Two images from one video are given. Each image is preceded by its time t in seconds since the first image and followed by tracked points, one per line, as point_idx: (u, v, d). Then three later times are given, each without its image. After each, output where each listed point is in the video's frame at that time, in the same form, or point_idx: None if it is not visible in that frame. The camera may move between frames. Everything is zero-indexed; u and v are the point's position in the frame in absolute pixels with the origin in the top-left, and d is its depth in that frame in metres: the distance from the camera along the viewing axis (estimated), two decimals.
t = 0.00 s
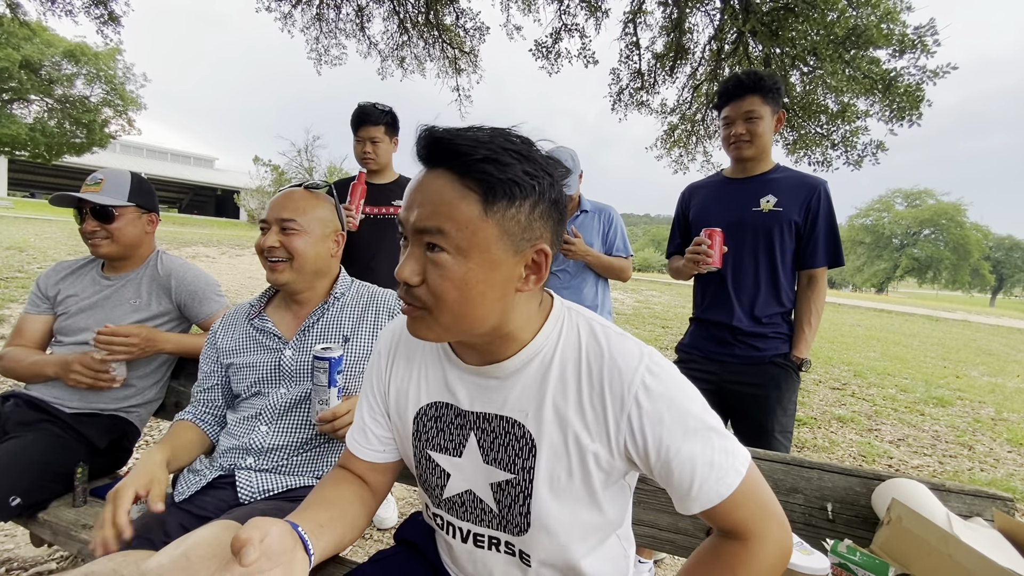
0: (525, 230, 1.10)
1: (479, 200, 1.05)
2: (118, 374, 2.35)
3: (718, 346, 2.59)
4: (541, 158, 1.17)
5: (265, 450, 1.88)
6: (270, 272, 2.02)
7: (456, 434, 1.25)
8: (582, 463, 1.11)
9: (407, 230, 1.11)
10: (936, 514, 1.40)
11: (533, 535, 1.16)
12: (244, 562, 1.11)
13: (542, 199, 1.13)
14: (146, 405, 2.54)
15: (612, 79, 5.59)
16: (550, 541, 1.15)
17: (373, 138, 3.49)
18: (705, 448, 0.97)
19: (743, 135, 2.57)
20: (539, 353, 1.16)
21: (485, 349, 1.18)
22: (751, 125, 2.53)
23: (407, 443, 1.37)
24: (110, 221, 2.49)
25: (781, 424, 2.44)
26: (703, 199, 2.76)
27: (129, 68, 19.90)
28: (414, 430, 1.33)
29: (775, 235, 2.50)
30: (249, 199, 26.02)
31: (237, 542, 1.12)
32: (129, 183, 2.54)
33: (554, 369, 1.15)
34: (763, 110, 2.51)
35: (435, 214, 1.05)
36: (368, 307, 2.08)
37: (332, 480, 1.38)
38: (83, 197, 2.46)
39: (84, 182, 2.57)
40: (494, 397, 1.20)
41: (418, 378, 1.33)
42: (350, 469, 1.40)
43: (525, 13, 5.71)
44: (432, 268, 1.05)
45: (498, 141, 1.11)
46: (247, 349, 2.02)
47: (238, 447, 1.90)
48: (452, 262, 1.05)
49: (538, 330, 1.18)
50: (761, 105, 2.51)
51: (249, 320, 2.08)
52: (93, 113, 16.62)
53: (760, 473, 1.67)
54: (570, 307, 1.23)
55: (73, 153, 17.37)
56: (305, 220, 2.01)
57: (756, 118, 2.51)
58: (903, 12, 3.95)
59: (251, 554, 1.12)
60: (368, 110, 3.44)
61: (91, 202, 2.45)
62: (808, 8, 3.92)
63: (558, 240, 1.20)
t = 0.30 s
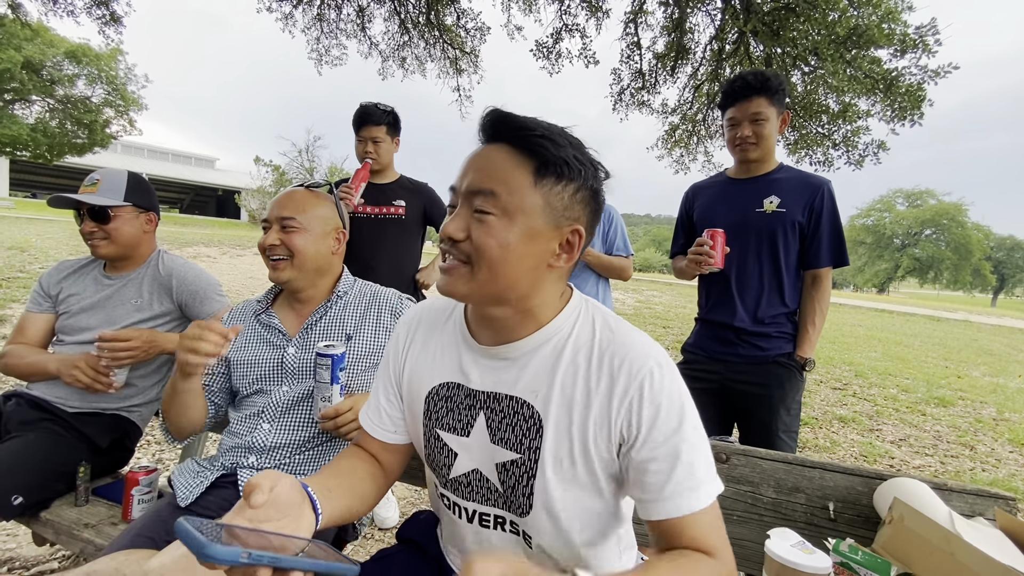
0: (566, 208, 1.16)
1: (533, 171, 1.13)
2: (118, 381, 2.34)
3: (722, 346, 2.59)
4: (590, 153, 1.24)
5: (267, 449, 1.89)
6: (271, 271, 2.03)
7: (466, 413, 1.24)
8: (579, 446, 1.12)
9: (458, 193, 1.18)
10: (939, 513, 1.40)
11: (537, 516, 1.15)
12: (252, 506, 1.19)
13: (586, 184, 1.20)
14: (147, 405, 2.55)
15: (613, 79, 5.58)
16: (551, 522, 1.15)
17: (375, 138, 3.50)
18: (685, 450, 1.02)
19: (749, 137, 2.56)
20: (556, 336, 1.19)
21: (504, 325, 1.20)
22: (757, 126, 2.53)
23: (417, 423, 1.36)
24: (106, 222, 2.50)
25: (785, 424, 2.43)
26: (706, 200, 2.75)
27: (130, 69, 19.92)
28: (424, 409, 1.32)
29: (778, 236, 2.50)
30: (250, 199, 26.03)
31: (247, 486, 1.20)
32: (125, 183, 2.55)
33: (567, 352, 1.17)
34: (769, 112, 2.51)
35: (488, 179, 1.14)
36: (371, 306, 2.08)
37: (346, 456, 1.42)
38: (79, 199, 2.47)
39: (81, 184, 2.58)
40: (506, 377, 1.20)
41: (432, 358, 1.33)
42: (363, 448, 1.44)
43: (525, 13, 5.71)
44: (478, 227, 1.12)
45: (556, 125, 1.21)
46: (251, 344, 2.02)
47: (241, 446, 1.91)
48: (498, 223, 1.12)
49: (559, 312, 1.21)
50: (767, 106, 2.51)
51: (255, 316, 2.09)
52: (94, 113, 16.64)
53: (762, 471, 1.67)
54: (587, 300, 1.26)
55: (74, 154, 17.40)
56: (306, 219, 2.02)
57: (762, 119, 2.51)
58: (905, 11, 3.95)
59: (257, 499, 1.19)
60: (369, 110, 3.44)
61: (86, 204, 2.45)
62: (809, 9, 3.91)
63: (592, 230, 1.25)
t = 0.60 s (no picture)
0: (562, 199, 1.24)
1: (532, 162, 1.22)
2: (106, 383, 2.29)
3: (722, 347, 2.59)
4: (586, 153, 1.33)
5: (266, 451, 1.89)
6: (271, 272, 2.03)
7: (457, 401, 1.27)
8: (546, 419, 1.15)
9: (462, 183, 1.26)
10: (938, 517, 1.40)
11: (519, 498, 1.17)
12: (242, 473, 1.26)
13: (582, 181, 1.29)
14: (147, 406, 2.55)
15: (613, 80, 5.59)
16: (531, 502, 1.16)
17: (375, 139, 3.50)
18: (608, 389, 0.98)
19: (747, 139, 2.57)
20: (546, 322, 1.24)
21: (501, 311, 1.27)
22: (755, 128, 2.53)
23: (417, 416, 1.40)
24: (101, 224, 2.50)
25: (784, 424, 2.43)
26: (708, 202, 2.76)
27: (130, 69, 19.93)
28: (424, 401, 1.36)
29: (777, 237, 2.50)
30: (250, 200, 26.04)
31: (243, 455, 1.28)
32: (118, 183, 2.55)
33: (549, 336, 1.22)
34: (766, 114, 2.51)
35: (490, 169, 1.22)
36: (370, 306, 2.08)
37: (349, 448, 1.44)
38: (72, 203, 2.48)
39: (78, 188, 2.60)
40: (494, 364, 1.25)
41: (434, 353, 1.39)
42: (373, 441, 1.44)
43: (525, 14, 5.71)
44: (478, 212, 1.19)
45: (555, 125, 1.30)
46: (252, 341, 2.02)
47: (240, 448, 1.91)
48: (498, 208, 1.19)
49: (553, 301, 1.28)
50: (764, 108, 2.51)
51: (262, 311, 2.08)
52: (94, 113, 16.64)
53: (761, 473, 1.68)
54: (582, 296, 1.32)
55: (75, 154, 17.41)
56: (304, 220, 2.02)
57: (760, 121, 2.51)
58: (905, 12, 3.96)
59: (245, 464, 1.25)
60: (369, 111, 3.45)
61: (79, 208, 2.46)
62: (808, 9, 3.90)
63: (588, 226, 1.33)
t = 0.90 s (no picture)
0: (485, 206, 1.12)
1: (443, 177, 1.12)
2: (102, 388, 2.29)
3: (719, 348, 2.59)
4: (508, 147, 1.21)
5: (265, 452, 1.88)
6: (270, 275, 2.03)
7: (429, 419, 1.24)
8: (524, 446, 1.09)
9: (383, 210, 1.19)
10: (939, 519, 1.40)
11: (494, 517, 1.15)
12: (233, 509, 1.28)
13: (506, 181, 1.16)
14: (148, 407, 2.55)
15: (614, 80, 5.59)
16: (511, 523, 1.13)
17: (376, 140, 3.50)
18: (622, 438, 0.90)
19: (746, 140, 2.57)
20: (500, 336, 1.15)
21: (453, 331, 1.20)
22: (753, 130, 2.53)
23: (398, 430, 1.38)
24: (101, 227, 2.50)
25: (781, 426, 2.42)
26: (708, 204, 2.76)
27: (132, 70, 19.95)
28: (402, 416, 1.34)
29: (775, 239, 2.50)
30: (251, 200, 26.06)
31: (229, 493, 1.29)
32: (119, 185, 2.55)
33: (510, 351, 1.13)
34: (764, 115, 2.51)
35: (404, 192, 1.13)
36: (370, 307, 2.08)
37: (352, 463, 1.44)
38: (72, 204, 2.49)
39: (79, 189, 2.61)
40: (457, 381, 1.20)
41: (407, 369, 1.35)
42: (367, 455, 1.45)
43: (527, 15, 5.72)
44: (400, 239, 1.12)
45: (469, 128, 1.18)
46: (254, 342, 2.03)
47: (240, 449, 1.91)
48: (418, 233, 1.11)
49: (503, 311, 1.18)
50: (762, 110, 2.51)
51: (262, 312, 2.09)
52: (96, 114, 16.65)
53: (761, 475, 1.67)
54: (541, 296, 1.22)
55: (77, 154, 17.44)
56: (304, 221, 2.00)
57: (758, 123, 2.51)
58: (906, 12, 3.96)
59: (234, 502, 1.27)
60: (370, 113, 3.45)
61: (79, 210, 2.47)
62: (809, 10, 3.89)
63: (525, 226, 1.21)
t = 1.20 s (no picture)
0: (425, 242, 1.05)
1: (370, 224, 1.02)
2: (101, 385, 2.28)
3: (717, 348, 2.59)
4: (433, 165, 1.12)
5: (268, 450, 1.88)
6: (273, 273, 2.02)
7: (416, 442, 1.23)
8: (530, 467, 1.08)
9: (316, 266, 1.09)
10: (941, 518, 1.40)
11: (491, 542, 1.13)
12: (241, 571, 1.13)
13: (439, 207, 1.08)
14: (150, 406, 2.55)
15: (616, 80, 5.59)
16: (514, 546, 1.12)
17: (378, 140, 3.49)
18: (657, 435, 0.95)
19: (745, 139, 2.57)
20: (480, 357, 1.12)
21: (426, 362, 1.16)
22: (752, 128, 2.53)
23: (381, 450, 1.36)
24: (107, 225, 2.51)
25: (780, 426, 2.42)
26: (706, 202, 2.76)
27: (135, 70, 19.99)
28: (383, 437, 1.32)
29: (774, 237, 2.50)
30: (253, 200, 26.09)
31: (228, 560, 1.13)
32: (125, 184, 2.55)
33: (497, 371, 1.11)
34: (764, 114, 2.51)
35: (331, 248, 1.03)
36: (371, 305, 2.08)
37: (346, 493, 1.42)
38: (77, 203, 2.50)
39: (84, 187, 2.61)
40: (444, 404, 1.16)
41: (379, 390, 1.30)
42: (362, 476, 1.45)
43: (528, 15, 5.72)
44: (343, 297, 1.03)
45: (380, 159, 1.07)
46: (253, 340, 2.03)
47: (243, 448, 1.91)
48: (359, 289, 1.02)
49: (476, 332, 1.14)
50: (762, 108, 2.51)
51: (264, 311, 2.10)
52: (98, 114, 16.68)
53: (763, 474, 1.67)
54: (514, 304, 1.18)
55: (79, 154, 17.47)
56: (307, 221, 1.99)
57: (758, 121, 2.51)
58: (908, 12, 3.96)
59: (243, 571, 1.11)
60: (372, 113, 3.46)
61: (84, 208, 2.48)
62: (812, 9, 3.87)
63: (471, 241, 1.14)
